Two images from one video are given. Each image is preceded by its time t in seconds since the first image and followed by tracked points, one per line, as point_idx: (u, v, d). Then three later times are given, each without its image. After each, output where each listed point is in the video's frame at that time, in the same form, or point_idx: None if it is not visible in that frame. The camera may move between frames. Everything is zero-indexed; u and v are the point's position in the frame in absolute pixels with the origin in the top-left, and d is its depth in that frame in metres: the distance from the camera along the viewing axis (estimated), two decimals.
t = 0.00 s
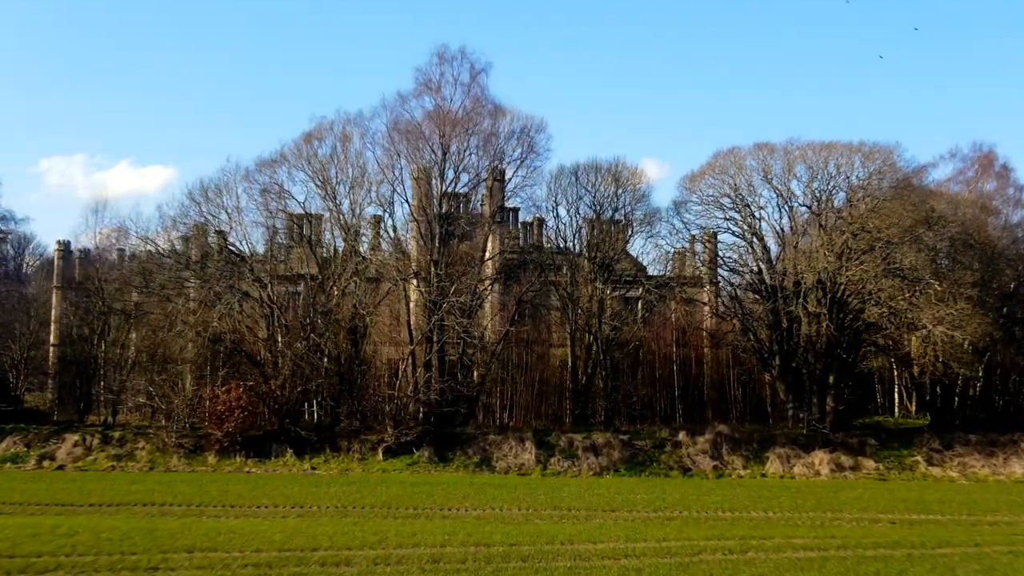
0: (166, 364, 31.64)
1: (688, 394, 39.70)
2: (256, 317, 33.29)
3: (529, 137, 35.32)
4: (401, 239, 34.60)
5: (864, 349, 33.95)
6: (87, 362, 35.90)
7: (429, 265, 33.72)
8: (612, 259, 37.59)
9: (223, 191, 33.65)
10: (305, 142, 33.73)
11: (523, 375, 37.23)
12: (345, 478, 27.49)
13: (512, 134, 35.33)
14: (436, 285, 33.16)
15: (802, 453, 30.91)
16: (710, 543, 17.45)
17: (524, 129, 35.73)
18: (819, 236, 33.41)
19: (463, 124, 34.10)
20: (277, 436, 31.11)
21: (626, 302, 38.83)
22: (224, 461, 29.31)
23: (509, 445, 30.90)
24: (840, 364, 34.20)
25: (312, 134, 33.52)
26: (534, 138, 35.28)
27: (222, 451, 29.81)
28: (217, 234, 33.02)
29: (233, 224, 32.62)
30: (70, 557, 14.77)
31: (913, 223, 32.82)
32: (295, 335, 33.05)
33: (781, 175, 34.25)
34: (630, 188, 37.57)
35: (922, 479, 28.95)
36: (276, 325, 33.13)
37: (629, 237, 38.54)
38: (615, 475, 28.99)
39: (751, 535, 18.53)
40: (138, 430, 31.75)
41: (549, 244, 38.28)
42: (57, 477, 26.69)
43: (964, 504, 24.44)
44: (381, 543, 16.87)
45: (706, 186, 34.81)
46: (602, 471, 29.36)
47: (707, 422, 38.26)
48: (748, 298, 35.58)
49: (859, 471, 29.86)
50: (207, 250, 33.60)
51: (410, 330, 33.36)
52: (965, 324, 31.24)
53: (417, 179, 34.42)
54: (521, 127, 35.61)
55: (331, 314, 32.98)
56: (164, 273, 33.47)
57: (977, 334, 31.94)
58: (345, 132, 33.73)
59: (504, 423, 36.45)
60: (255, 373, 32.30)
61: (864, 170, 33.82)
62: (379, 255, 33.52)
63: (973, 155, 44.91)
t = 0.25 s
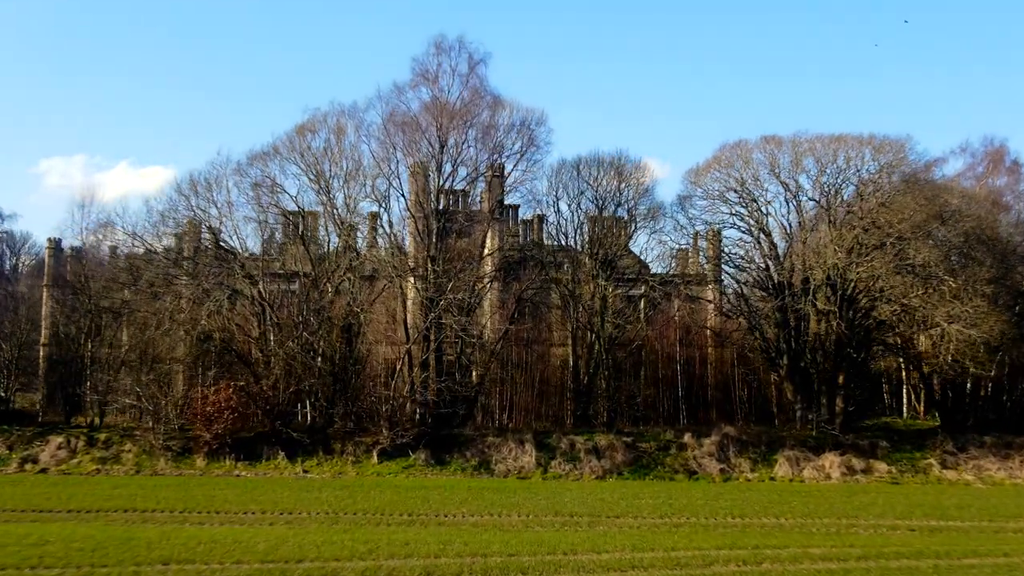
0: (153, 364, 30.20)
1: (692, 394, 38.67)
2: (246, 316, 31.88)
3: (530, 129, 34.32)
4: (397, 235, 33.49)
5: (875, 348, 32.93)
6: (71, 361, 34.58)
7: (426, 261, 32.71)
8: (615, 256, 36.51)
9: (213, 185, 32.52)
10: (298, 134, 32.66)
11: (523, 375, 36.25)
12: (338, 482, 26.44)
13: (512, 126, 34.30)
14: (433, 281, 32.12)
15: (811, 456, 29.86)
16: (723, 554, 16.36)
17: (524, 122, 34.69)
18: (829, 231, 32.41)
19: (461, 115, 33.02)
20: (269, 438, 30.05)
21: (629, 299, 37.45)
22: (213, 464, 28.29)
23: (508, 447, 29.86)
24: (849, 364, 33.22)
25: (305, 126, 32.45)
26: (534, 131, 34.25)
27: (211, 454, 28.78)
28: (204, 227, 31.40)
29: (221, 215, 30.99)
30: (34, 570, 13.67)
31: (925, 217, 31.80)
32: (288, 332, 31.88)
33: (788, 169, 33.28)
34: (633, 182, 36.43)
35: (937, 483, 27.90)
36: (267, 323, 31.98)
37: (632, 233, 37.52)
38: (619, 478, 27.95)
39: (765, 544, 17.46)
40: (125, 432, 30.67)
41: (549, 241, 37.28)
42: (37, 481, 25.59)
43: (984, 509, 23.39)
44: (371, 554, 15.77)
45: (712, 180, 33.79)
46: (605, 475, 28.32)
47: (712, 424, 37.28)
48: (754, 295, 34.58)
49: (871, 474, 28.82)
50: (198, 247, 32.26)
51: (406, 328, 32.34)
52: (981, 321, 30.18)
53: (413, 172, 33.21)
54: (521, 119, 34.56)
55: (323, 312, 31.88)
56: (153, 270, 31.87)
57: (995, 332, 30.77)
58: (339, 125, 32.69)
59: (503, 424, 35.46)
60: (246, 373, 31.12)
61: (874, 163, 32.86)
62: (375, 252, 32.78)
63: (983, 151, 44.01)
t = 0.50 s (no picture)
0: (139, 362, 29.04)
1: (696, 395, 37.69)
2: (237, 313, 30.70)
3: (530, 122, 33.30)
4: (393, 229, 32.42)
5: (886, 347, 32.01)
6: (58, 361, 33.67)
7: (423, 257, 31.68)
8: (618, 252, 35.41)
9: (202, 179, 31.45)
10: (291, 126, 31.62)
11: (523, 375, 35.27)
12: (331, 485, 25.41)
13: (512, 118, 33.27)
14: (430, 278, 31.07)
15: (821, 458, 28.86)
16: (737, 564, 15.34)
17: (524, 114, 33.70)
18: (840, 225, 31.40)
19: (459, 107, 31.99)
20: (260, 439, 29.04)
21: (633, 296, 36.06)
22: (201, 467, 27.24)
23: (508, 449, 28.85)
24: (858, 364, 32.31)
25: (299, 118, 31.41)
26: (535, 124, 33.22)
27: (200, 456, 27.77)
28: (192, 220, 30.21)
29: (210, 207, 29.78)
30: None
31: (939, 211, 30.79)
32: (279, 330, 30.71)
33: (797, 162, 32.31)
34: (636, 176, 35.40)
35: (953, 486, 26.87)
36: (259, 320, 30.88)
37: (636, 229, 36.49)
38: (622, 481, 26.98)
39: (781, 553, 16.43)
40: (112, 434, 29.62)
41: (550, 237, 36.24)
42: (17, 485, 24.54)
43: (1005, 514, 22.36)
44: (360, 564, 14.74)
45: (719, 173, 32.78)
46: (608, 477, 27.31)
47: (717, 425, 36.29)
48: (761, 292, 33.60)
49: (883, 477, 27.81)
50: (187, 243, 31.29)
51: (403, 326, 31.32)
52: (998, 319, 29.14)
53: (410, 165, 32.17)
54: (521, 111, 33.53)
55: (318, 309, 30.92)
56: (140, 266, 30.75)
57: (1012, 329, 29.72)
58: (334, 116, 31.64)
59: (502, 426, 34.50)
60: (236, 372, 30.00)
61: (885, 156, 31.87)
62: (371, 247, 31.75)
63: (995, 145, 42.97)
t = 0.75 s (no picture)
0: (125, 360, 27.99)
1: (701, 395, 36.72)
2: (227, 309, 29.63)
3: (531, 113, 32.23)
4: (389, 224, 31.36)
5: (898, 345, 31.06)
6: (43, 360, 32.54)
7: (420, 252, 30.66)
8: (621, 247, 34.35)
9: (192, 171, 30.41)
10: (283, 117, 30.55)
11: (523, 374, 34.28)
12: (324, 489, 24.40)
13: (512, 110, 32.22)
14: (428, 274, 30.11)
15: (832, 460, 27.85)
16: None
17: (524, 106, 32.65)
18: (851, 219, 30.36)
19: (458, 97, 30.97)
20: (251, 441, 28.04)
21: (637, 293, 34.86)
22: (189, 470, 26.25)
23: (508, 451, 27.85)
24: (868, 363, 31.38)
25: (291, 108, 30.35)
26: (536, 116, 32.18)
27: (189, 458, 26.76)
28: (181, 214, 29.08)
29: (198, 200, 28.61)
30: None
31: (955, 205, 29.72)
32: (271, 328, 29.65)
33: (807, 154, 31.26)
34: (640, 169, 34.33)
35: (970, 489, 25.84)
36: (250, 317, 29.85)
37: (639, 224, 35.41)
38: (626, 484, 26.02)
39: (798, 563, 15.41)
40: (97, 435, 28.59)
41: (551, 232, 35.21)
42: None
43: None
44: None
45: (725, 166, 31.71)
46: (612, 481, 26.32)
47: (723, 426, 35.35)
48: (769, 289, 32.57)
49: (897, 480, 26.79)
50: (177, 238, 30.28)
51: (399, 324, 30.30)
52: (1017, 316, 28.08)
53: (406, 158, 31.12)
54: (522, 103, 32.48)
55: (311, 307, 29.89)
56: (127, 261, 29.71)
57: None
58: (328, 107, 30.57)
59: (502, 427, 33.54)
60: (226, 372, 28.97)
61: (898, 147, 30.81)
62: (366, 242, 30.67)
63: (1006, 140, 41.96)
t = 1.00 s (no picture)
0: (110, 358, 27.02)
1: (706, 395, 35.74)
2: (217, 305, 28.60)
3: (531, 104, 31.28)
4: (385, 218, 30.39)
5: (910, 343, 30.14)
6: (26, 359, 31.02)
7: (417, 247, 29.69)
8: (625, 243, 33.37)
9: (182, 163, 29.46)
10: (276, 108, 29.57)
11: (524, 373, 33.31)
12: (317, 493, 23.43)
13: (512, 100, 31.25)
14: (424, 269, 29.06)
15: (844, 462, 26.89)
16: None
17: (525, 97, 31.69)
18: (862, 212, 29.40)
19: (457, 88, 30.01)
20: (241, 442, 27.11)
21: (640, 290, 33.77)
22: (177, 472, 25.32)
23: (508, 453, 26.89)
24: (879, 362, 30.44)
25: (284, 99, 29.39)
26: (536, 107, 31.23)
27: (177, 460, 25.83)
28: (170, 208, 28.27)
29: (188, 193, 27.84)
30: None
31: (971, 198, 28.71)
32: (262, 325, 28.63)
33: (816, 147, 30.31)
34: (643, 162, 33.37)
35: (988, 493, 24.84)
36: (241, 313, 28.86)
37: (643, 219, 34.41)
38: (630, 487, 25.09)
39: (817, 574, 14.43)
40: (83, 436, 27.63)
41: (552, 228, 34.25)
42: None
43: None
44: None
45: (732, 160, 30.76)
46: (615, 484, 25.37)
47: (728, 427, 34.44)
48: (776, 285, 31.71)
49: (911, 483, 25.82)
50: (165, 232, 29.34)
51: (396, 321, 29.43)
52: None
53: (403, 150, 30.17)
54: (523, 93, 31.51)
55: (304, 304, 28.88)
56: (114, 256, 28.77)
57: None
58: (322, 97, 29.61)
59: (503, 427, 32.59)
60: (216, 370, 27.98)
61: (910, 139, 29.83)
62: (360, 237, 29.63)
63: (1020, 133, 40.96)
